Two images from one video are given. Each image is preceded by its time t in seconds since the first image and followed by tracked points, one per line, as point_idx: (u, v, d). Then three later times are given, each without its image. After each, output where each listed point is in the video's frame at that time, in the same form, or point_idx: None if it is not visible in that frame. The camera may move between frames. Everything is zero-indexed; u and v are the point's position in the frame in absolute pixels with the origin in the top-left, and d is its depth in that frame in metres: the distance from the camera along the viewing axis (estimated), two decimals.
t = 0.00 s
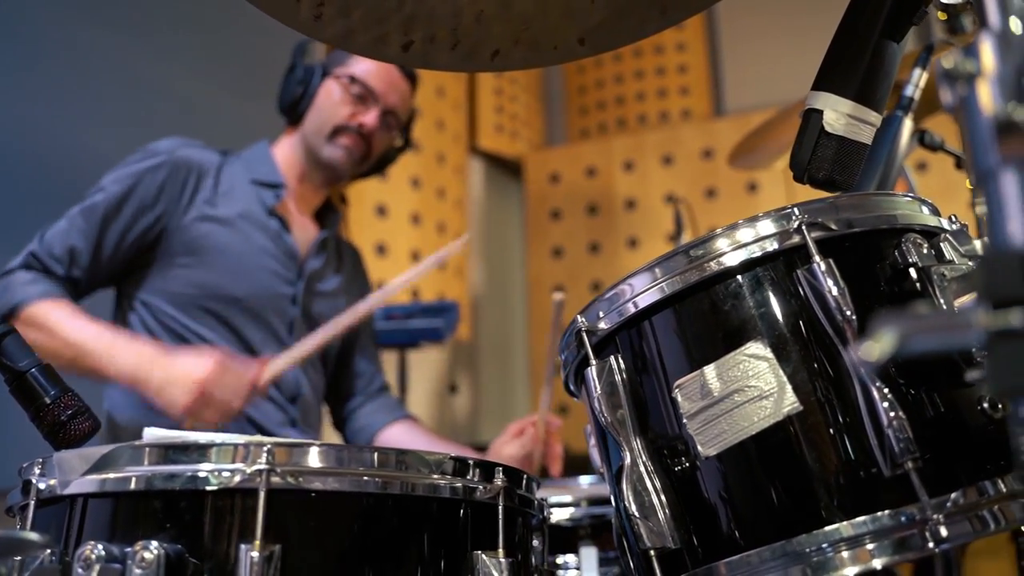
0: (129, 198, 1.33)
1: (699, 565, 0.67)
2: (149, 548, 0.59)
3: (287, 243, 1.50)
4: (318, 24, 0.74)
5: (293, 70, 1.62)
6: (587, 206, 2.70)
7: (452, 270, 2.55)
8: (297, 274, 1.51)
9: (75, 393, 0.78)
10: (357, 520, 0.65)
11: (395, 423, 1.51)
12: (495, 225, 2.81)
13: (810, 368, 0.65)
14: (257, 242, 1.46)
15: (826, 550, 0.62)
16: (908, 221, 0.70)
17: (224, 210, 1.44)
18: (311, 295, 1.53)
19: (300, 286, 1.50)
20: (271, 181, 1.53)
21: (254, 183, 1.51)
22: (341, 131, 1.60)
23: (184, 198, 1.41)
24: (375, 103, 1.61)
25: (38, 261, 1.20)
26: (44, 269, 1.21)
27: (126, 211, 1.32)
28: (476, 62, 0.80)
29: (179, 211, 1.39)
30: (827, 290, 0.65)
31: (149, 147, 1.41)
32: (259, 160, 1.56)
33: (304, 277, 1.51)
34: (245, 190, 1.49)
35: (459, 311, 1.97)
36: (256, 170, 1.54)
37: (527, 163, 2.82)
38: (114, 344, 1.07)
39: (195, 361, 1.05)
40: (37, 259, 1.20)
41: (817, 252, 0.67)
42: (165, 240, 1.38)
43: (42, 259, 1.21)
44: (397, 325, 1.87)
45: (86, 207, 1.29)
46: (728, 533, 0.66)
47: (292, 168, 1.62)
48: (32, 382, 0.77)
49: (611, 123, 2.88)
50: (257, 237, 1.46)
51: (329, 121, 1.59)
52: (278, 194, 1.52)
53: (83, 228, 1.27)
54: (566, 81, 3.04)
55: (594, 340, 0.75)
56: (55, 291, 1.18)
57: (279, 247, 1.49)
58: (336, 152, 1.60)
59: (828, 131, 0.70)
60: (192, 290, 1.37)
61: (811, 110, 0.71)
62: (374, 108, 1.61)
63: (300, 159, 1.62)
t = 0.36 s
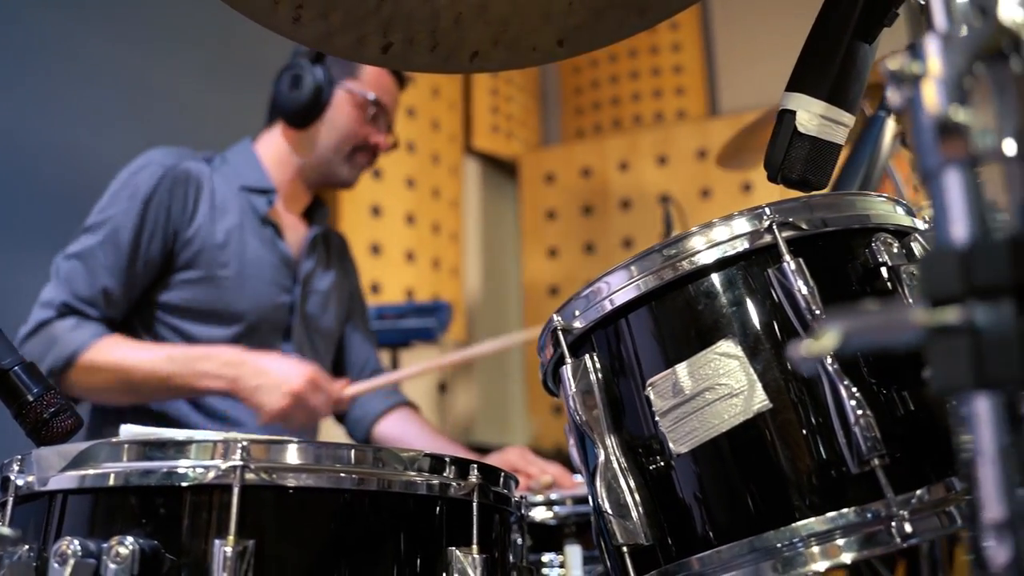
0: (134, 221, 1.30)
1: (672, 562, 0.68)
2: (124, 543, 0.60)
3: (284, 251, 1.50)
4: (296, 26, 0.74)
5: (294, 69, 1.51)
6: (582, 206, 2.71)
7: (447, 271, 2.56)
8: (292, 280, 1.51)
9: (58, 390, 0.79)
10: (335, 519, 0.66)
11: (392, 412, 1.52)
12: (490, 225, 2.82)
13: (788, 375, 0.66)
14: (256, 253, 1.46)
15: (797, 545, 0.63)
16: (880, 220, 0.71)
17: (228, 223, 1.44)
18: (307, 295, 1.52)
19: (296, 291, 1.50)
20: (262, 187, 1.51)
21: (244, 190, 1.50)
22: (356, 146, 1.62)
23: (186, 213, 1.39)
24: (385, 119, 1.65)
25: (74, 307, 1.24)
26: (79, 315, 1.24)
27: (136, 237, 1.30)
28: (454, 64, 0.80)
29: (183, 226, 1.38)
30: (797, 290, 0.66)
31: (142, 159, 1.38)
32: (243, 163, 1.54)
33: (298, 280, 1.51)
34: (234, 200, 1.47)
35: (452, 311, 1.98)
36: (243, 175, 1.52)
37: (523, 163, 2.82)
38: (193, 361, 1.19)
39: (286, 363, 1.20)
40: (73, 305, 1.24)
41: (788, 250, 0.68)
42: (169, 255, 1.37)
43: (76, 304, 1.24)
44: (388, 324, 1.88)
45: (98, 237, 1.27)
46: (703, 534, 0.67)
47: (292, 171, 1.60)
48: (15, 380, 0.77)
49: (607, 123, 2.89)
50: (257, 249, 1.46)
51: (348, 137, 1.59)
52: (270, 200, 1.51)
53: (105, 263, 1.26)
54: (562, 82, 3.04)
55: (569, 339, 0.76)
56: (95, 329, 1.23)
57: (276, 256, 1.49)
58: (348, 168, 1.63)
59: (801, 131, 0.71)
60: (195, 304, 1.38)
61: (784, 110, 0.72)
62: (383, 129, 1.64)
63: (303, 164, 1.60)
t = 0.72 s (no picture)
0: (157, 222, 1.29)
1: (643, 553, 0.69)
2: (91, 532, 0.60)
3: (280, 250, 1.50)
4: (269, 19, 0.74)
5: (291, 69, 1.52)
6: (577, 206, 2.71)
7: (441, 270, 2.56)
8: (287, 277, 1.51)
9: (34, 383, 0.80)
10: (306, 513, 0.66)
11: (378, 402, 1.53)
12: (485, 224, 2.82)
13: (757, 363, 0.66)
14: (261, 253, 1.45)
15: (765, 535, 0.63)
16: (851, 213, 0.71)
17: (238, 220, 1.44)
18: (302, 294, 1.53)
19: (291, 288, 1.50)
20: (257, 185, 1.50)
21: (240, 189, 1.49)
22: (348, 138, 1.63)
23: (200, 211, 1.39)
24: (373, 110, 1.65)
25: (137, 316, 1.22)
26: (142, 322, 1.23)
27: (163, 238, 1.29)
28: (431, 57, 0.81)
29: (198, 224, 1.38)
30: (765, 281, 0.66)
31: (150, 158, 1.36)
32: (234, 160, 1.53)
33: (293, 277, 1.51)
34: (234, 200, 1.46)
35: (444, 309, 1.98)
36: (237, 171, 1.51)
37: (518, 162, 2.83)
38: (277, 357, 1.22)
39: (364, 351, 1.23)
40: (138, 313, 1.22)
41: (756, 242, 0.68)
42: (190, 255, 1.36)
43: (138, 312, 1.22)
44: (379, 322, 1.88)
45: (136, 241, 1.26)
46: (675, 531, 0.67)
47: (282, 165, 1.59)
48: None
49: (603, 123, 2.89)
50: (263, 247, 1.46)
51: (343, 131, 1.60)
52: (267, 199, 1.51)
53: (154, 266, 1.26)
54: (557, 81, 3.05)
55: (542, 332, 0.77)
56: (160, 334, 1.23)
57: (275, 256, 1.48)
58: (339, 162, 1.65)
59: (772, 124, 0.71)
60: (209, 303, 1.37)
61: (756, 103, 0.72)
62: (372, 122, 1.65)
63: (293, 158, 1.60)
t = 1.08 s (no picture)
0: (144, 211, 1.30)
1: (627, 544, 0.69)
2: (69, 522, 0.60)
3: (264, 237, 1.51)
4: (254, 8, 0.74)
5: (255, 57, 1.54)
6: (575, 204, 2.70)
7: (438, 268, 2.55)
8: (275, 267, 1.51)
9: (18, 374, 0.79)
10: (289, 507, 0.65)
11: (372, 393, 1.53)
12: (482, 223, 2.82)
13: (740, 333, 0.66)
14: (247, 238, 1.46)
15: (753, 525, 0.63)
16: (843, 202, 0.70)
17: (221, 204, 1.45)
18: (290, 282, 1.53)
19: (279, 279, 1.50)
20: (237, 173, 1.52)
21: (222, 177, 1.50)
22: (320, 114, 1.64)
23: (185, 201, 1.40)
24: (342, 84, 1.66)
25: (142, 304, 1.22)
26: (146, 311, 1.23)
27: (151, 225, 1.30)
28: (417, 47, 0.81)
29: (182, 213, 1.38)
30: (752, 269, 0.66)
31: (132, 150, 1.36)
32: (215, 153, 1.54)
33: (281, 266, 1.52)
34: (216, 187, 1.47)
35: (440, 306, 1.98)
36: (218, 161, 1.52)
37: (516, 161, 2.82)
38: (287, 359, 1.20)
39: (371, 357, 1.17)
40: (141, 301, 1.22)
41: (743, 229, 0.68)
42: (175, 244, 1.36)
43: (141, 301, 1.23)
44: (374, 319, 1.87)
45: (129, 230, 1.27)
46: (662, 525, 0.67)
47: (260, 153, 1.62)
48: None
49: (600, 121, 2.88)
50: (247, 232, 1.48)
51: (311, 107, 1.61)
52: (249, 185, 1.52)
53: (148, 252, 1.27)
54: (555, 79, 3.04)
55: (528, 321, 0.77)
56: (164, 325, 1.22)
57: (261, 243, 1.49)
58: (314, 137, 1.65)
59: (760, 111, 0.71)
60: (195, 288, 1.37)
61: (744, 91, 0.72)
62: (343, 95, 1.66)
63: (270, 143, 1.62)
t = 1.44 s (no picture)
0: (129, 202, 1.30)
1: (611, 540, 0.68)
2: (44, 517, 0.59)
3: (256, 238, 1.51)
4: None
5: (231, 51, 1.55)
6: (572, 204, 2.69)
7: (435, 267, 2.54)
8: (266, 264, 1.52)
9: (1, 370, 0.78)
10: (271, 503, 0.64)
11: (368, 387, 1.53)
12: (480, 221, 2.82)
13: (726, 327, 0.66)
14: (236, 235, 1.46)
15: (738, 519, 0.62)
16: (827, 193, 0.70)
17: (211, 198, 1.46)
18: (279, 282, 1.54)
19: (270, 275, 1.52)
20: (231, 170, 1.52)
21: (215, 175, 1.51)
22: (297, 110, 1.62)
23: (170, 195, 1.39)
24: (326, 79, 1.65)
25: (107, 290, 1.22)
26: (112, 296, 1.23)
27: (133, 217, 1.30)
28: (402, 39, 0.81)
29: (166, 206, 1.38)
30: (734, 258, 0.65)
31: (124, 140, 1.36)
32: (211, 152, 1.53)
33: (271, 266, 1.53)
34: (209, 183, 1.48)
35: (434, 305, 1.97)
36: (212, 158, 1.52)
37: (513, 159, 2.82)
38: (246, 317, 1.26)
39: (333, 308, 1.33)
40: (107, 287, 1.22)
41: (725, 219, 0.67)
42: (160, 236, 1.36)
43: (109, 287, 1.23)
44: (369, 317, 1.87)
45: (108, 219, 1.26)
46: (647, 521, 0.66)
47: (247, 148, 1.62)
48: None
49: (598, 120, 2.87)
50: (237, 227, 1.48)
51: (285, 104, 1.60)
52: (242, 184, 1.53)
53: (125, 242, 1.26)
54: (553, 77, 3.04)
55: (512, 315, 0.77)
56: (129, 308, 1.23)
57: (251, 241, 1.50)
58: (293, 136, 1.63)
59: (747, 102, 0.75)
60: (180, 282, 1.37)
61: (731, 82, 0.76)
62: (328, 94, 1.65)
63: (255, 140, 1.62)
